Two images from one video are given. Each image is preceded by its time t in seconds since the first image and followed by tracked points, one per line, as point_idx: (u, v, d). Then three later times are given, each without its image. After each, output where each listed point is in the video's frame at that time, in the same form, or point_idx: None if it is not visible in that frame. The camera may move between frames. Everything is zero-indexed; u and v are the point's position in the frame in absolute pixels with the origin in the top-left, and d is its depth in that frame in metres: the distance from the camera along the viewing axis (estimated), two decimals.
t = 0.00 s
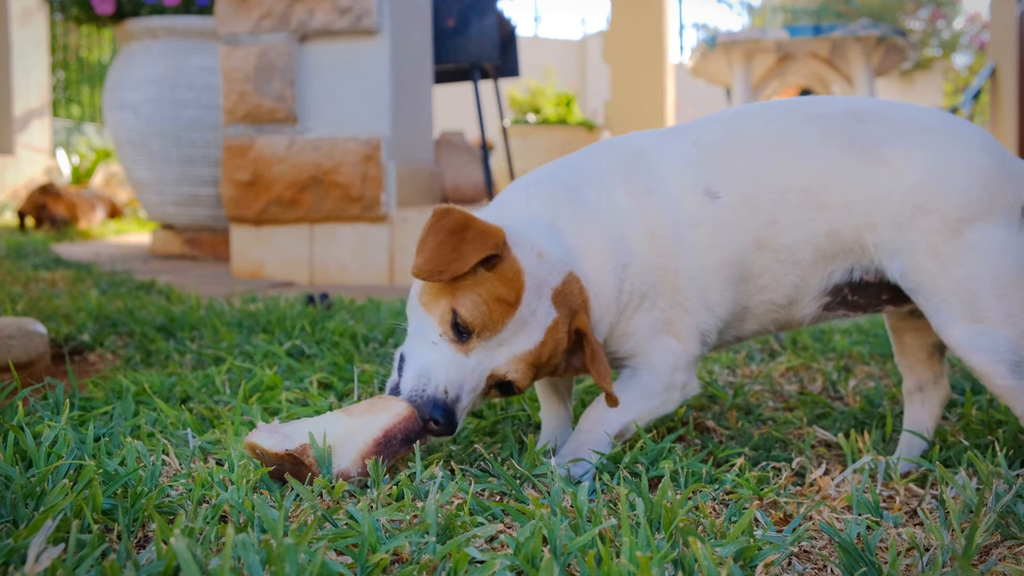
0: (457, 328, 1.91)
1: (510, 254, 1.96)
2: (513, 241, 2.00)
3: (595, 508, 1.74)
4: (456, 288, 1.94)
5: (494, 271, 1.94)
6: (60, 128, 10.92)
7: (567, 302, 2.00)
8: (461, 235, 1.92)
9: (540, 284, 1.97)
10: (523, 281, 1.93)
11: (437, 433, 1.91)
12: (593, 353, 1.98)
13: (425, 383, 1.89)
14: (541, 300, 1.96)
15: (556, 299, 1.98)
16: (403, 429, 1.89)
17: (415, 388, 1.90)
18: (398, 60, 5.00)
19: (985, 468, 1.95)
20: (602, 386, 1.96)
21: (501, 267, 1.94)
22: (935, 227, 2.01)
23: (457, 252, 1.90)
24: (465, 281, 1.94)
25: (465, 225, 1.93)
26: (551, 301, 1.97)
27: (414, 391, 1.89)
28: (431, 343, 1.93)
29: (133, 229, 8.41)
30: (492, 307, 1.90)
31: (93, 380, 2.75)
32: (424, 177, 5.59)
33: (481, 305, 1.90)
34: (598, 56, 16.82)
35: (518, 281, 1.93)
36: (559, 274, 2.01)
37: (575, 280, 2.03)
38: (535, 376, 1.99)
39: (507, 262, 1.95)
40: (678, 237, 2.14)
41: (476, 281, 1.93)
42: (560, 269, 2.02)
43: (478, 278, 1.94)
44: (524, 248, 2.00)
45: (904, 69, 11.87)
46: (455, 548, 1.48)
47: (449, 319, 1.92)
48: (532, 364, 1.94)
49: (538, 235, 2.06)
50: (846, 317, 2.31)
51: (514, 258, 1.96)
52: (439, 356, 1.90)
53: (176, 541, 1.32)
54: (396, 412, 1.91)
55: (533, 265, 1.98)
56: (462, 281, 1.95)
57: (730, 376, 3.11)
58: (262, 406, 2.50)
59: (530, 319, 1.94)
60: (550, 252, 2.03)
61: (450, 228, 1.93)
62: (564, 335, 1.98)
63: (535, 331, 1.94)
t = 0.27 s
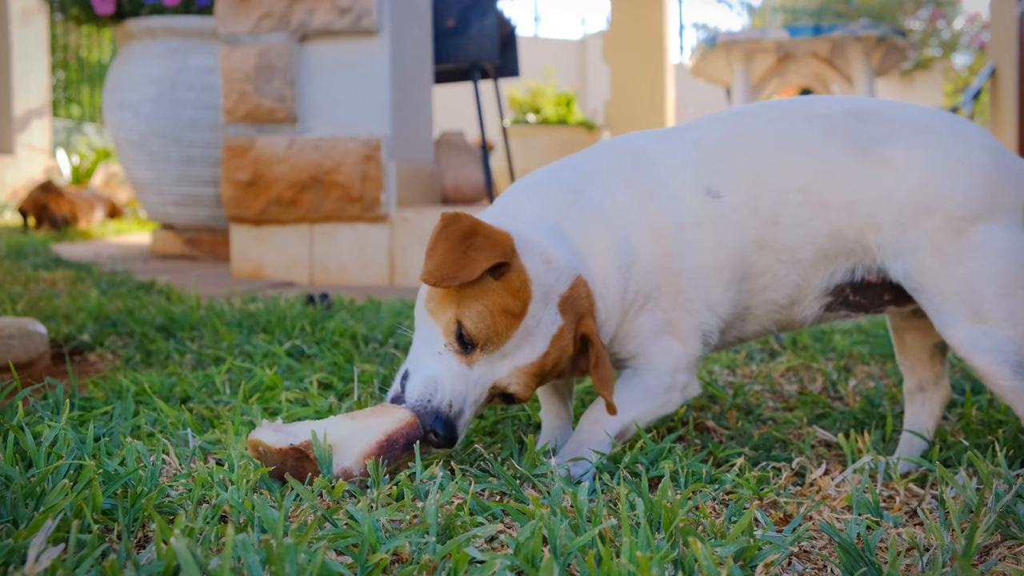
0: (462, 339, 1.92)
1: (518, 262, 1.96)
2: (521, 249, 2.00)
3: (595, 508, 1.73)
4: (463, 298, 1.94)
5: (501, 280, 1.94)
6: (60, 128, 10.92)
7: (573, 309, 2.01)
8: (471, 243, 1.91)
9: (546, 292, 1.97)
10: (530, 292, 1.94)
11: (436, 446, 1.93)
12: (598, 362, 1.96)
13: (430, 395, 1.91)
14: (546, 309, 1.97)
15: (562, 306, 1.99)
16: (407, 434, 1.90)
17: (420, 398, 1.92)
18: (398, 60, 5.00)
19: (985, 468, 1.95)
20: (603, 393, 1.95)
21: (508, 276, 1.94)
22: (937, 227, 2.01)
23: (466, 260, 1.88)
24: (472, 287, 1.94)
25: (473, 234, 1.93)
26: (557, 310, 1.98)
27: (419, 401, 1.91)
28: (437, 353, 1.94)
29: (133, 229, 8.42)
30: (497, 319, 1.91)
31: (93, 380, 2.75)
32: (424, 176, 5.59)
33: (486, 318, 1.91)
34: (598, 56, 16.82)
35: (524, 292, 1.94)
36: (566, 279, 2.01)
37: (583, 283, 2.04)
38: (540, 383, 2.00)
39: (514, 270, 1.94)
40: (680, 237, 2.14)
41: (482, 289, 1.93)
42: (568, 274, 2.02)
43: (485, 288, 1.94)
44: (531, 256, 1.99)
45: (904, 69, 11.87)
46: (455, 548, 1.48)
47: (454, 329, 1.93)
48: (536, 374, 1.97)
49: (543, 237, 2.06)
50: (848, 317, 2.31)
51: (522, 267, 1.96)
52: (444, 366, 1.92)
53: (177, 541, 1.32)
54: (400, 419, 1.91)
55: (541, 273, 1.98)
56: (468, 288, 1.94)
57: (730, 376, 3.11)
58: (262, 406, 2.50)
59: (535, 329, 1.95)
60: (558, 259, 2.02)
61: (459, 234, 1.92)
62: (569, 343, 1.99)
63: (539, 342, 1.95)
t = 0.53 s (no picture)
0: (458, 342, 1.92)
1: (519, 267, 1.96)
2: (524, 250, 2.01)
3: (595, 508, 1.73)
4: (461, 301, 1.94)
5: (500, 285, 1.94)
6: (60, 128, 10.92)
7: (574, 313, 2.01)
8: (472, 245, 1.91)
9: (547, 296, 1.97)
10: (528, 298, 1.94)
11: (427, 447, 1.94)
12: (595, 368, 1.98)
13: (427, 393, 1.91)
14: (546, 315, 1.97)
15: (563, 311, 1.99)
16: (406, 433, 1.90)
17: (417, 397, 1.92)
18: (398, 60, 5.00)
19: (985, 468, 1.95)
20: (594, 402, 1.97)
21: (507, 280, 1.94)
22: (941, 227, 2.01)
23: (465, 264, 1.89)
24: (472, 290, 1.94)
25: (475, 236, 1.93)
26: (557, 314, 1.98)
27: (416, 399, 1.92)
28: (436, 355, 1.94)
29: (133, 229, 8.42)
30: (494, 324, 1.91)
31: (93, 379, 2.75)
32: (424, 177, 5.59)
33: (482, 323, 1.91)
34: (598, 56, 16.82)
35: (523, 296, 1.94)
36: (569, 283, 2.01)
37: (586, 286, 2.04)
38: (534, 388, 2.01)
39: (514, 275, 1.94)
40: (684, 240, 2.14)
41: (481, 293, 1.93)
42: (570, 277, 2.02)
43: (484, 292, 1.94)
44: (533, 259, 2.00)
45: (904, 69, 11.87)
46: (455, 548, 1.48)
47: (450, 331, 1.93)
48: (531, 381, 1.97)
49: (550, 241, 2.06)
50: (851, 317, 2.31)
51: (523, 271, 1.96)
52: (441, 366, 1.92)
53: (177, 541, 1.32)
54: (399, 418, 1.92)
55: (542, 275, 1.98)
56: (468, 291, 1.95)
57: (730, 376, 3.11)
58: (262, 406, 2.50)
59: (531, 334, 1.95)
60: (563, 262, 2.02)
61: (461, 237, 1.92)
62: (568, 347, 1.99)
63: (535, 347, 1.95)
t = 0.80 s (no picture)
0: (467, 345, 1.96)
1: (522, 270, 1.98)
2: (528, 256, 2.02)
3: (595, 508, 1.73)
4: (467, 305, 1.97)
5: (506, 289, 1.96)
6: (60, 128, 10.92)
7: (577, 316, 2.02)
8: (474, 252, 1.92)
9: (552, 299, 1.99)
10: (535, 299, 1.97)
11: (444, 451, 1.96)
12: (599, 369, 1.99)
13: (437, 399, 1.94)
14: (551, 317, 1.99)
15: (567, 313, 2.01)
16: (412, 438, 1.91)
17: (427, 402, 1.95)
18: (398, 60, 5.00)
19: (985, 468, 1.95)
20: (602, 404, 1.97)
21: (512, 285, 1.96)
22: (946, 226, 2.01)
23: (470, 270, 1.90)
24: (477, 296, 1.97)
25: (477, 243, 1.94)
26: (562, 317, 2.00)
27: (426, 404, 1.95)
28: (442, 359, 1.98)
29: (133, 229, 8.42)
30: (502, 326, 1.94)
31: (93, 379, 2.75)
32: (424, 177, 5.59)
33: (491, 325, 1.94)
34: (598, 56, 16.82)
35: (529, 299, 1.96)
36: (572, 286, 2.03)
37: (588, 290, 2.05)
38: (546, 387, 2.04)
39: (519, 279, 1.97)
40: (688, 243, 2.14)
41: (486, 298, 1.96)
42: (573, 281, 2.03)
43: (489, 296, 1.96)
44: (536, 264, 2.01)
45: (904, 69, 11.87)
46: (455, 548, 1.48)
47: (459, 336, 1.96)
48: (541, 381, 2.00)
49: (554, 248, 2.07)
50: (854, 317, 2.32)
51: (526, 274, 1.98)
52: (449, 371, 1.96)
53: (177, 541, 1.32)
54: (406, 422, 1.93)
55: (545, 280, 2.00)
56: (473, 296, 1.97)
57: (730, 376, 3.11)
58: (262, 406, 2.50)
59: (539, 336, 1.97)
60: (564, 266, 2.03)
61: (463, 245, 1.93)
62: (572, 349, 2.01)
63: (542, 348, 1.98)
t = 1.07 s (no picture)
0: (466, 351, 1.96)
1: (526, 282, 1.96)
2: (531, 266, 2.01)
3: (595, 508, 1.73)
4: (470, 311, 1.96)
5: (508, 300, 1.95)
6: (60, 128, 10.91)
7: (579, 327, 2.02)
8: (479, 261, 1.91)
9: (553, 312, 1.98)
10: (535, 312, 1.95)
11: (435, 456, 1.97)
12: (600, 380, 1.97)
13: (432, 403, 1.95)
14: (551, 329, 1.98)
15: (568, 326, 2.00)
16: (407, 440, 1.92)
17: (421, 407, 1.96)
18: (398, 60, 5.00)
19: (985, 468, 1.95)
20: (603, 412, 1.96)
21: (514, 296, 1.95)
22: (956, 223, 2.02)
23: (473, 280, 1.89)
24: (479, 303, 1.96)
25: (483, 252, 1.92)
26: (562, 329, 1.99)
27: (422, 408, 1.96)
28: (442, 364, 1.98)
29: (133, 229, 8.43)
30: (501, 335, 1.94)
31: (93, 380, 2.75)
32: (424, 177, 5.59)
33: (491, 334, 1.94)
34: (598, 56, 16.82)
35: (530, 311, 1.95)
36: (574, 301, 2.01)
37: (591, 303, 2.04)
38: (541, 400, 2.03)
39: (521, 290, 1.96)
40: (696, 248, 2.14)
41: (488, 306, 1.95)
42: (576, 295, 2.02)
43: (490, 304, 1.96)
44: (540, 275, 2.00)
45: (904, 69, 11.87)
46: (455, 548, 1.48)
47: (459, 341, 1.96)
48: (536, 392, 1.99)
49: (558, 260, 2.05)
50: (863, 318, 2.33)
51: (529, 286, 1.97)
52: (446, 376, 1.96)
53: (176, 541, 1.32)
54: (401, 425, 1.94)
55: (548, 292, 1.98)
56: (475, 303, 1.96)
57: (730, 376, 3.11)
58: (262, 406, 2.50)
59: (538, 347, 1.97)
60: (568, 278, 2.02)
61: (468, 253, 1.91)
62: (571, 362, 2.00)
63: (541, 359, 1.97)
